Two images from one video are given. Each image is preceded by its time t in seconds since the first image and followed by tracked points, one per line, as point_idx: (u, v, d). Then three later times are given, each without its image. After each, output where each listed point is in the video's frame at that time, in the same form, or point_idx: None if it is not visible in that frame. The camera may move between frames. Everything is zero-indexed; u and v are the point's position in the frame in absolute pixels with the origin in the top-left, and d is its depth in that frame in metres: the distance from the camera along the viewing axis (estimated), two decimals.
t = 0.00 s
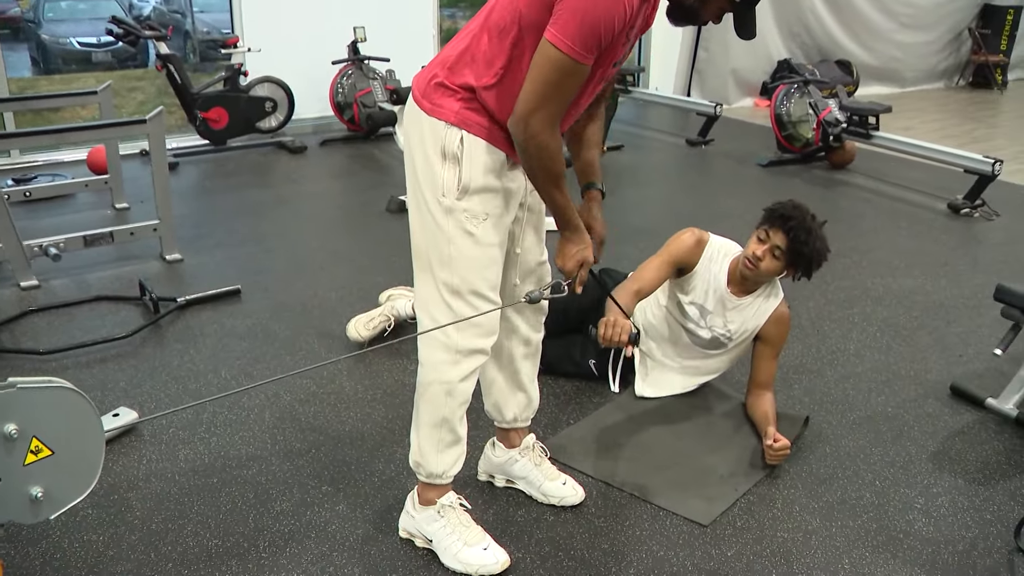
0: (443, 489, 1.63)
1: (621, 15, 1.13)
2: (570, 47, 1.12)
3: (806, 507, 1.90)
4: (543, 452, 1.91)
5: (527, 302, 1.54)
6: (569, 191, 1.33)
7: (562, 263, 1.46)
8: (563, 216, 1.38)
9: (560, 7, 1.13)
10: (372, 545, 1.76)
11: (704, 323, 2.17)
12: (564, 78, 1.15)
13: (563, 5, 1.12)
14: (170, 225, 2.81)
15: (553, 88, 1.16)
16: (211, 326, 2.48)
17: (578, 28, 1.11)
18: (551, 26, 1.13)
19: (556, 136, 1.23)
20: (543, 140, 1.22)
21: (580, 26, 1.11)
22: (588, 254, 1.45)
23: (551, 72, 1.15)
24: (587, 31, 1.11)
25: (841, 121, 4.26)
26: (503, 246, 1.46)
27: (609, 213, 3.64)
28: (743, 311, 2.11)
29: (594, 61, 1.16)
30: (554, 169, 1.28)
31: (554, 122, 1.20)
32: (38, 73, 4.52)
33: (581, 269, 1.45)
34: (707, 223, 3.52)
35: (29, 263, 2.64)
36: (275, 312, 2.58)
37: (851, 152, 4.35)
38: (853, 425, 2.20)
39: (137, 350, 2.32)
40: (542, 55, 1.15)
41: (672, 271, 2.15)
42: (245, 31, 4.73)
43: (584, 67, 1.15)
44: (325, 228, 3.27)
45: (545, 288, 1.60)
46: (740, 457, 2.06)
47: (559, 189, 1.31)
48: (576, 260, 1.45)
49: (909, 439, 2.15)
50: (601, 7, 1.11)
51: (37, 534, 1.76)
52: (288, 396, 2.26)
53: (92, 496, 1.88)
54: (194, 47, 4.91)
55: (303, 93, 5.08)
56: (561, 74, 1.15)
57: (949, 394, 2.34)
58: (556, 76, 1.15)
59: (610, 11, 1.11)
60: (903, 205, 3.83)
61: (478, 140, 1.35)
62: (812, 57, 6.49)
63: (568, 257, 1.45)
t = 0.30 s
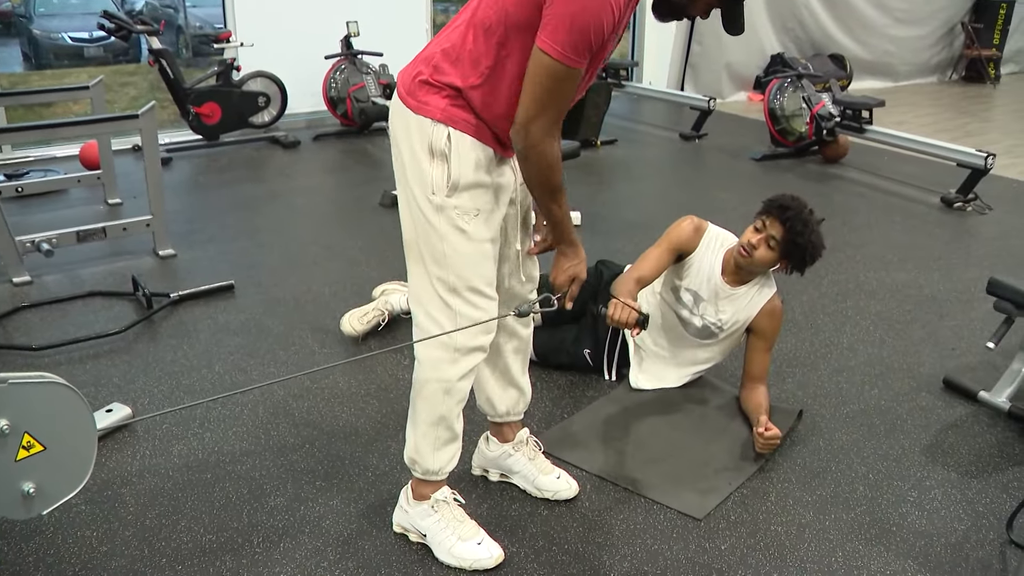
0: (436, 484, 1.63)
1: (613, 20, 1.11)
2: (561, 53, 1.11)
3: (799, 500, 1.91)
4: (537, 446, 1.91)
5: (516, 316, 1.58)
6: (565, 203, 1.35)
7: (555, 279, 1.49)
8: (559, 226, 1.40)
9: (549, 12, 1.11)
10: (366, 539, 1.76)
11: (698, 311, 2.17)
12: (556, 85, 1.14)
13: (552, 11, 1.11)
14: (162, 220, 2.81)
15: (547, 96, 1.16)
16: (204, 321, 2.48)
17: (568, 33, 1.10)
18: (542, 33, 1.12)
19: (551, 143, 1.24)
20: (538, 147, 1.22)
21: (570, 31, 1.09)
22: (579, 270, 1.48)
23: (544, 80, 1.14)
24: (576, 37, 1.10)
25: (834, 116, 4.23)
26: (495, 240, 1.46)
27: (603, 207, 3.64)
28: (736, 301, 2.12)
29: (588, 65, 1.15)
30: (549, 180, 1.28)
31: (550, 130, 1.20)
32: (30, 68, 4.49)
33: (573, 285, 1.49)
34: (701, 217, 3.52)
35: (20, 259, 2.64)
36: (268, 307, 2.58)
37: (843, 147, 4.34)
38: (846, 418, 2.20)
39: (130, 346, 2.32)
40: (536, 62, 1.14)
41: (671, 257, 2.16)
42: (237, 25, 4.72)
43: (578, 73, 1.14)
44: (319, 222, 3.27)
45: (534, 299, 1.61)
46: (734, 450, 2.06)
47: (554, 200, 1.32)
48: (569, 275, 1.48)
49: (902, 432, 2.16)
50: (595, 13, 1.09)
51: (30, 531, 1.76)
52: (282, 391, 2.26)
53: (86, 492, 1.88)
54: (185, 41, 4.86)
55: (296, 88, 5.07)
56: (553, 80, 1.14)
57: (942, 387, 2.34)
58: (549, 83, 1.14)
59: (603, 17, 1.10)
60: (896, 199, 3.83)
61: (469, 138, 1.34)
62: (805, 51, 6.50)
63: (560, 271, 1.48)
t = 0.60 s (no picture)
0: (432, 481, 1.63)
1: (594, 18, 1.10)
2: (542, 53, 1.10)
3: (794, 496, 1.91)
4: (532, 442, 1.91)
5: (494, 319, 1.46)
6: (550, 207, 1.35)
7: (538, 280, 1.49)
8: (545, 230, 1.40)
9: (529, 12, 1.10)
10: (362, 536, 1.76)
11: (694, 306, 2.17)
12: (540, 85, 1.14)
13: (532, 10, 1.10)
14: (157, 217, 2.81)
15: (531, 97, 1.15)
16: (199, 318, 2.48)
17: (549, 33, 1.09)
18: (524, 34, 1.11)
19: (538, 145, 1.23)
20: (524, 148, 1.22)
21: (550, 31, 1.08)
22: (558, 275, 1.48)
23: (527, 80, 1.14)
24: (557, 37, 1.09)
25: (829, 112, 4.28)
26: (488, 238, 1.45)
27: (598, 203, 3.64)
28: (732, 297, 2.12)
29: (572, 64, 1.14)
30: (535, 182, 1.28)
31: (536, 131, 1.20)
32: (24, 65, 4.49)
33: (551, 290, 1.49)
34: (696, 213, 3.53)
35: (15, 256, 2.64)
36: (263, 304, 2.58)
37: (839, 143, 4.35)
38: (841, 413, 2.21)
39: (125, 343, 2.33)
40: (520, 64, 1.13)
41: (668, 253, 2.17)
42: (232, 22, 4.71)
43: (564, 73, 1.14)
44: (314, 219, 3.27)
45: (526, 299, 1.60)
46: (730, 446, 2.07)
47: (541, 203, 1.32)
48: (547, 280, 1.48)
49: (897, 428, 2.16)
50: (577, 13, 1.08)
51: (25, 529, 1.75)
52: (277, 388, 2.26)
53: (81, 489, 1.88)
54: (180, 39, 4.86)
55: (291, 85, 5.06)
56: (536, 81, 1.13)
57: (937, 382, 2.35)
58: (533, 84, 1.14)
59: (584, 16, 1.08)
60: (891, 195, 3.84)
61: (456, 138, 1.34)
62: (800, 47, 6.51)
63: (543, 274, 1.48)
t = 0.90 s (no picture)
0: (426, 480, 1.63)
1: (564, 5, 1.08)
2: (513, 42, 1.09)
3: (790, 493, 1.91)
4: (528, 440, 1.91)
5: (470, 315, 1.43)
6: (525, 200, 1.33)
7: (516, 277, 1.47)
8: (520, 225, 1.37)
9: None
10: (358, 533, 1.76)
11: (690, 303, 2.17)
12: (511, 74, 1.13)
13: None
14: (153, 215, 2.81)
15: (503, 86, 1.14)
16: (195, 316, 2.48)
17: (518, 20, 1.07)
18: (493, 22, 1.10)
19: (510, 138, 1.21)
20: (497, 139, 1.20)
21: (519, 18, 1.07)
22: (534, 268, 1.45)
23: (498, 69, 1.12)
24: (526, 25, 1.07)
25: (825, 109, 4.26)
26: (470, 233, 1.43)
27: (595, 201, 3.64)
28: (728, 293, 2.13)
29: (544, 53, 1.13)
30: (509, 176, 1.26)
31: (508, 122, 1.19)
32: (19, 63, 4.49)
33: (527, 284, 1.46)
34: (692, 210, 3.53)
35: (10, 254, 2.64)
36: (259, 302, 2.58)
37: (835, 140, 4.36)
38: (837, 410, 2.21)
39: (121, 341, 2.32)
40: (490, 53, 1.12)
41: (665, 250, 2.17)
42: (227, 19, 4.70)
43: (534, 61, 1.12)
44: (309, 217, 3.27)
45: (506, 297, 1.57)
46: (727, 444, 2.07)
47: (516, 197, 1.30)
48: (523, 273, 1.46)
49: (893, 424, 2.17)
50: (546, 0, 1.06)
51: (21, 527, 1.75)
52: (273, 385, 2.25)
53: (77, 488, 1.87)
54: (175, 37, 4.81)
55: (287, 83, 5.06)
56: (507, 69, 1.12)
57: (933, 379, 2.35)
58: (503, 73, 1.12)
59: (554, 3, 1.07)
60: (887, 192, 3.84)
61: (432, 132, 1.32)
62: (796, 44, 6.52)
63: (520, 269, 1.45)
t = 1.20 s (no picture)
0: (420, 478, 1.63)
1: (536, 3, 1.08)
2: (485, 40, 1.09)
3: (785, 490, 1.91)
4: (523, 437, 1.91)
5: (454, 316, 1.42)
6: (503, 198, 1.34)
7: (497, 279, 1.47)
8: (499, 223, 1.37)
9: None
10: (353, 531, 1.76)
11: (685, 302, 2.17)
12: (483, 72, 1.12)
13: None
14: (148, 213, 2.80)
15: (475, 85, 1.14)
16: (190, 314, 2.48)
17: (489, 18, 1.07)
18: (465, 19, 1.10)
19: (484, 137, 1.21)
20: (471, 137, 1.21)
21: (490, 17, 1.07)
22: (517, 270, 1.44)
23: (470, 67, 1.12)
24: (497, 23, 1.07)
25: (820, 107, 4.28)
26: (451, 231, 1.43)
27: (590, 198, 3.64)
28: (723, 292, 2.13)
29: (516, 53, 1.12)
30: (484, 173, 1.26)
31: (481, 121, 1.19)
32: (12, 61, 4.48)
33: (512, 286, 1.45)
34: (687, 208, 3.53)
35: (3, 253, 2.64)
36: (254, 300, 2.58)
37: (830, 138, 4.37)
38: (832, 407, 2.22)
39: (115, 340, 2.32)
40: (462, 50, 1.12)
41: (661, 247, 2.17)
42: (221, 18, 4.69)
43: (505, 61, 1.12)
44: (304, 215, 3.26)
45: (490, 297, 1.56)
46: (723, 441, 2.07)
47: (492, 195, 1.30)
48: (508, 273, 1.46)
49: (888, 421, 2.17)
50: None
51: (15, 527, 1.74)
52: (268, 383, 2.25)
53: (71, 487, 1.87)
54: (170, 35, 4.83)
55: (282, 81, 5.05)
56: (478, 67, 1.12)
57: (927, 376, 2.36)
58: (475, 71, 1.12)
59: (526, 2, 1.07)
60: (882, 189, 3.85)
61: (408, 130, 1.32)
62: (791, 42, 6.52)
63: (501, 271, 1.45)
